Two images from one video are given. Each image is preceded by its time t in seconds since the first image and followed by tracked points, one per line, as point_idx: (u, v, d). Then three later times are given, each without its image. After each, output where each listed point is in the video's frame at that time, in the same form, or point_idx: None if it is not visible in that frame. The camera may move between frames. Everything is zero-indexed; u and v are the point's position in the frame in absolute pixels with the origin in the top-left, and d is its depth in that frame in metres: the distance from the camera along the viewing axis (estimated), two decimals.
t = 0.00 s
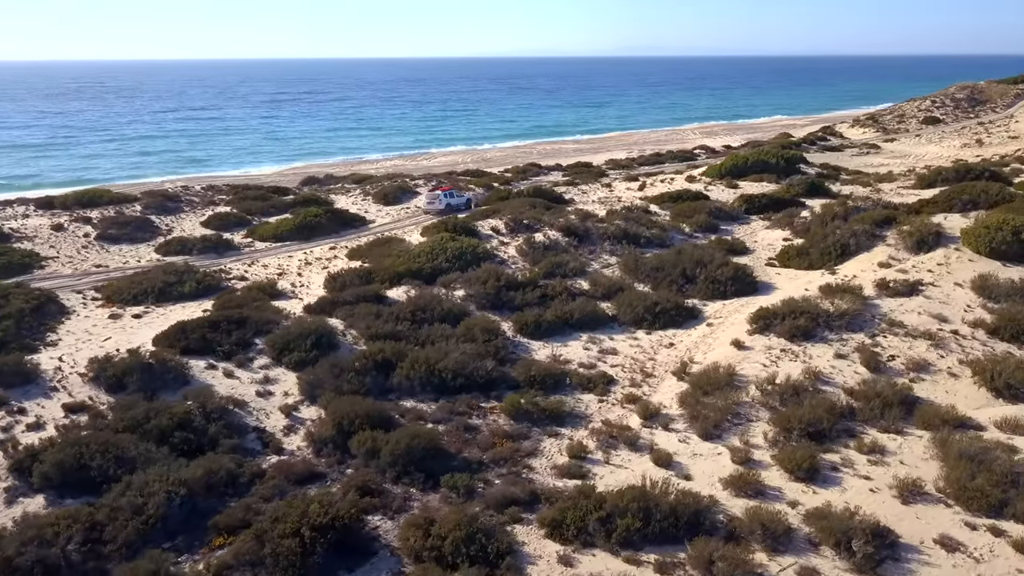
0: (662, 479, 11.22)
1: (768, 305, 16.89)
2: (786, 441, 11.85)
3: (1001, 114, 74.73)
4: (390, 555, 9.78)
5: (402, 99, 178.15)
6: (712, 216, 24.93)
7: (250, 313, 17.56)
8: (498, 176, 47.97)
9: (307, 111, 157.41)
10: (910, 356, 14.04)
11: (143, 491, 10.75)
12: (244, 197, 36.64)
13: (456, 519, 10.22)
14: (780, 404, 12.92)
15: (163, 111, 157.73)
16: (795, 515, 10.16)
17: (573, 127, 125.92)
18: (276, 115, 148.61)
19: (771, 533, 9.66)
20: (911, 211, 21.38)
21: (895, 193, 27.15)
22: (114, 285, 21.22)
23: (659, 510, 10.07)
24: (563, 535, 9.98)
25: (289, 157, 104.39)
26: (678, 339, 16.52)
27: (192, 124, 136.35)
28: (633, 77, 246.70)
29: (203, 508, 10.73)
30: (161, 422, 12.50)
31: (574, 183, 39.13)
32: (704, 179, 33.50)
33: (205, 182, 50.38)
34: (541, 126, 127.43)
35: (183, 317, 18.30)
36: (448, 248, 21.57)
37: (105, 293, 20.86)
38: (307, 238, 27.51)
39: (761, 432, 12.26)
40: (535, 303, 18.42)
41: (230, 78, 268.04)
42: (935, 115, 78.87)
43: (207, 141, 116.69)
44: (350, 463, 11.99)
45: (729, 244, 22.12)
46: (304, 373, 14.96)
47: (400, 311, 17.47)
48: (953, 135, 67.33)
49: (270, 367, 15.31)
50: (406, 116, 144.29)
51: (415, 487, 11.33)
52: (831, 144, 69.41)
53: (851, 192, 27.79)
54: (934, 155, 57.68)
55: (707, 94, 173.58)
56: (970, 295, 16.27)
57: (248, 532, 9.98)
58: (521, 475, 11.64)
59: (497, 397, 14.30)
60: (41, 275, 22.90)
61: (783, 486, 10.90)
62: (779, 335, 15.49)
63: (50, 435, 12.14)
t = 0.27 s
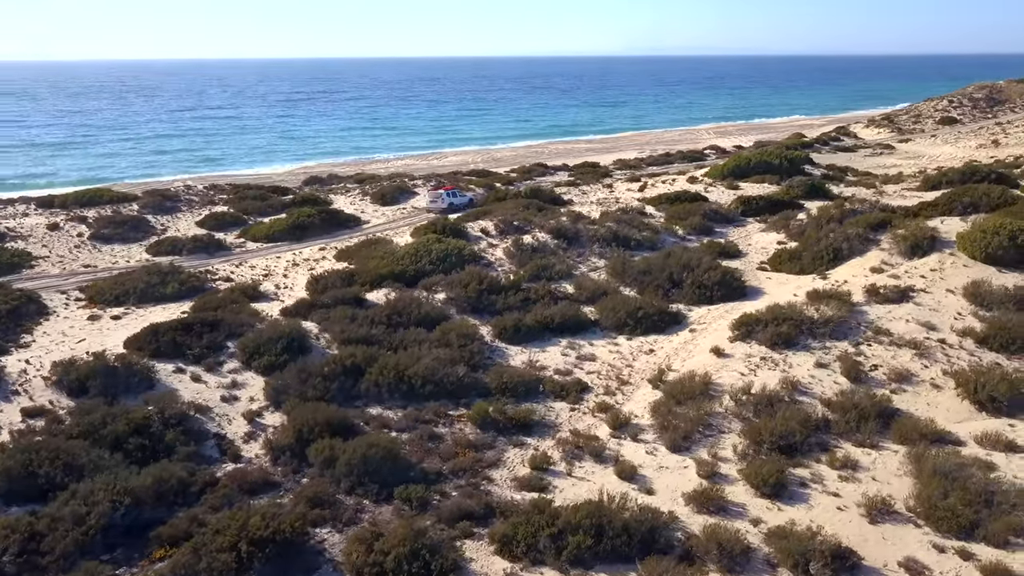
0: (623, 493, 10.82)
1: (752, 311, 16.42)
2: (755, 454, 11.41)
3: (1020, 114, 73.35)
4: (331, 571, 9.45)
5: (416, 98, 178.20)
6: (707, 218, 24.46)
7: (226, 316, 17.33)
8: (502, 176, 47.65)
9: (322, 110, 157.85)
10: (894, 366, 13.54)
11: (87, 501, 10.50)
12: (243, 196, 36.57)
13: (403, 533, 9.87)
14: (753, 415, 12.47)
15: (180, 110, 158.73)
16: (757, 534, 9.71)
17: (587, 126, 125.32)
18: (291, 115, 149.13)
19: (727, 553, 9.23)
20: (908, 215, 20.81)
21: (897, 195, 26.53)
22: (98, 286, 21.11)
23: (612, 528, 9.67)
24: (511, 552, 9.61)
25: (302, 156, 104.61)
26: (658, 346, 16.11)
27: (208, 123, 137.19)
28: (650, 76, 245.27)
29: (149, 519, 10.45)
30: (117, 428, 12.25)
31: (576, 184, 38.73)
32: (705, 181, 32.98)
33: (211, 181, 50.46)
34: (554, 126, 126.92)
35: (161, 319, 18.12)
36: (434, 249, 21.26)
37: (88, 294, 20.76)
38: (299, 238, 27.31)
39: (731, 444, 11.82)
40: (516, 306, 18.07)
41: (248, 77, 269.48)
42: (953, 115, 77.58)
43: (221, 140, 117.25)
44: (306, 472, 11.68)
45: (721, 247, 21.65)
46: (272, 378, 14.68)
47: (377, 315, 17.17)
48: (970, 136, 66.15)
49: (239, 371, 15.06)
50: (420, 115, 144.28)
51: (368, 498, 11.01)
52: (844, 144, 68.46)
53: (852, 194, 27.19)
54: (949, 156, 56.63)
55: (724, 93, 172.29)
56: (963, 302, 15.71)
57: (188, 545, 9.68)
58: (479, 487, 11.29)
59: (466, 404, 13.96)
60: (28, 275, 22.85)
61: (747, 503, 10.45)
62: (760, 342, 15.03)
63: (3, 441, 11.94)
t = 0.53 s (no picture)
0: (592, 510, 10.39)
1: (748, 319, 15.88)
2: (735, 471, 10.91)
3: None
4: None
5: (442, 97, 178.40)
6: (714, 221, 23.88)
7: (213, 318, 17.15)
8: (518, 176, 47.29)
9: (348, 110, 158.62)
10: (889, 379, 12.95)
11: (43, 506, 10.27)
12: (254, 195, 36.60)
13: (358, 548, 9.53)
14: (737, 429, 11.98)
15: (209, 108, 160.35)
16: (727, 558, 9.23)
17: (612, 126, 124.45)
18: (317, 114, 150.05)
19: None
20: (919, 220, 20.08)
21: (913, 200, 25.74)
22: (95, 284, 21.10)
23: (574, 548, 9.25)
24: (468, 570, 9.22)
25: (326, 155, 105.02)
26: (649, 353, 15.64)
27: (235, 122, 138.47)
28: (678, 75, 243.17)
29: (105, 526, 10.21)
30: (85, 432, 12.06)
31: (589, 185, 38.25)
32: (718, 183, 32.34)
33: (228, 180, 50.70)
34: (578, 126, 126.25)
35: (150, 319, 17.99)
36: (430, 251, 20.95)
37: (85, 292, 20.75)
38: (303, 238, 27.18)
39: (711, 459, 11.34)
40: (508, 310, 17.70)
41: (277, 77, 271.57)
42: (984, 116, 75.74)
43: (247, 139, 118.17)
44: (272, 481, 11.39)
45: (725, 252, 21.09)
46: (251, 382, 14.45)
47: (365, 318, 16.88)
48: (1001, 137, 64.50)
49: (219, 374, 14.84)
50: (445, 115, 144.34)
51: (331, 510, 10.69)
52: (871, 146, 67.13)
53: (866, 198, 26.43)
54: (978, 158, 55.23)
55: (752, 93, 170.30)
56: (969, 313, 15.04)
57: (138, 556, 9.40)
58: (446, 500, 10.93)
59: (445, 412, 13.60)
60: (30, 274, 22.93)
61: (722, 524, 9.96)
62: (753, 352, 14.49)
63: None
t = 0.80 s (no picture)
0: (556, 529, 9.96)
1: (741, 327, 15.33)
2: (709, 489, 10.42)
3: None
4: None
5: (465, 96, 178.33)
6: (718, 224, 23.29)
7: (197, 320, 16.94)
8: (531, 176, 46.91)
9: (372, 109, 159.08)
10: (881, 393, 12.36)
11: None
12: (263, 195, 36.58)
13: (306, 566, 9.17)
14: (717, 444, 11.47)
15: (235, 107, 161.76)
16: None
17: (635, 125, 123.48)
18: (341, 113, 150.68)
19: None
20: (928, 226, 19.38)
21: (927, 204, 24.93)
22: (90, 284, 21.07)
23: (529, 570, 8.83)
24: None
25: (347, 155, 105.36)
26: (637, 361, 15.15)
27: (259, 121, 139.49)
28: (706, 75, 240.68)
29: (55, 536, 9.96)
30: (49, 437, 11.86)
31: (600, 186, 37.69)
32: (729, 185, 31.67)
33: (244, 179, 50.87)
34: (601, 125, 125.42)
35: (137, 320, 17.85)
36: (424, 253, 20.62)
37: (79, 292, 20.71)
38: (304, 239, 27.02)
39: (686, 476, 10.86)
40: (496, 314, 17.29)
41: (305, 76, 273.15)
42: (1015, 116, 73.85)
43: (271, 138, 118.95)
44: (232, 491, 11.09)
45: (725, 257, 20.52)
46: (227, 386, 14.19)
47: (349, 321, 16.58)
48: None
49: (196, 378, 14.60)
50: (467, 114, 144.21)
51: (288, 523, 10.36)
52: (895, 147, 65.76)
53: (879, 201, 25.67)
54: (1006, 160, 53.75)
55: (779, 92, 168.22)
56: (971, 323, 14.37)
57: (81, 568, 9.14)
58: (407, 514, 10.56)
59: (420, 421, 13.23)
60: (29, 273, 22.99)
61: (689, 546, 9.48)
62: (742, 362, 13.95)
63: None
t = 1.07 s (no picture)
0: (514, 549, 9.52)
1: (729, 336, 14.79)
2: (678, 510, 9.92)
3: None
4: None
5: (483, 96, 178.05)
6: (718, 228, 22.71)
7: (177, 323, 16.68)
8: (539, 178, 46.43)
9: (390, 108, 159.27)
10: (869, 408, 11.79)
11: None
12: (267, 195, 36.44)
13: None
14: (691, 460, 10.96)
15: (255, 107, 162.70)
16: None
17: (653, 125, 122.49)
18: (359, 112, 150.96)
19: None
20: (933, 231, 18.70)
21: (937, 209, 24.18)
22: (79, 284, 20.92)
23: None
24: None
25: (364, 154, 105.45)
26: (620, 371, 14.67)
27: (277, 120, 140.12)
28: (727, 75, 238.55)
29: None
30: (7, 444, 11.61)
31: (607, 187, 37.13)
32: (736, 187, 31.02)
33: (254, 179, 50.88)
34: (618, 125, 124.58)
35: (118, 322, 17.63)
36: (414, 256, 20.24)
37: (68, 292, 20.57)
38: (300, 240, 26.76)
39: (656, 494, 10.37)
40: (481, 320, 16.87)
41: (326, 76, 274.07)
42: None
43: (289, 138, 119.38)
44: (188, 503, 10.76)
45: (722, 262, 19.95)
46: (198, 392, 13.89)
47: (329, 326, 16.24)
48: None
49: (168, 384, 14.32)
50: (485, 114, 143.94)
51: (240, 537, 10.01)
52: (915, 148, 64.51)
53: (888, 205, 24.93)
54: None
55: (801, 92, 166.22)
56: (970, 334, 13.73)
57: None
58: (364, 531, 10.16)
59: (390, 430, 12.85)
60: (22, 273, 22.90)
61: (651, 570, 8.99)
62: (727, 373, 13.42)
63: None
